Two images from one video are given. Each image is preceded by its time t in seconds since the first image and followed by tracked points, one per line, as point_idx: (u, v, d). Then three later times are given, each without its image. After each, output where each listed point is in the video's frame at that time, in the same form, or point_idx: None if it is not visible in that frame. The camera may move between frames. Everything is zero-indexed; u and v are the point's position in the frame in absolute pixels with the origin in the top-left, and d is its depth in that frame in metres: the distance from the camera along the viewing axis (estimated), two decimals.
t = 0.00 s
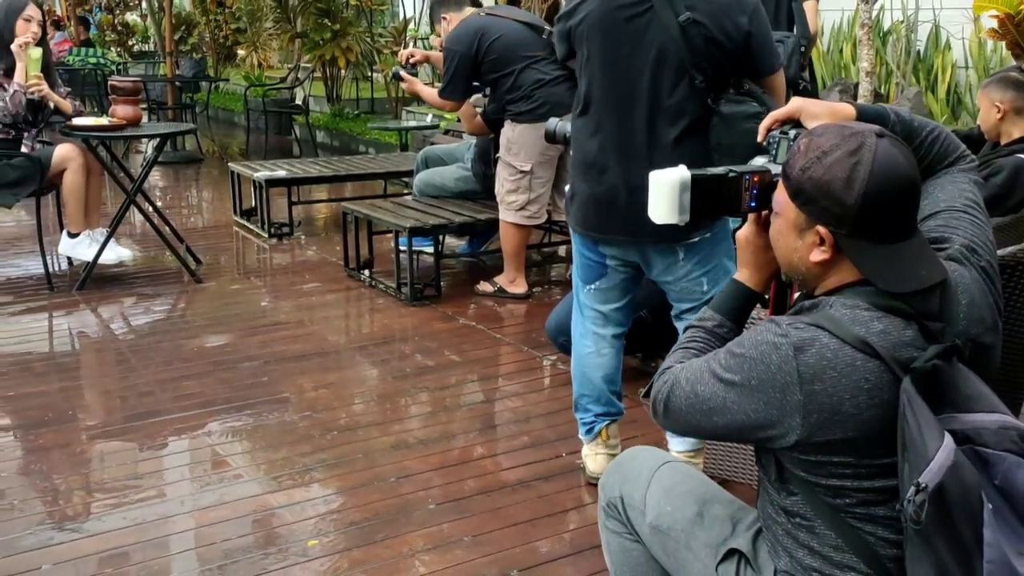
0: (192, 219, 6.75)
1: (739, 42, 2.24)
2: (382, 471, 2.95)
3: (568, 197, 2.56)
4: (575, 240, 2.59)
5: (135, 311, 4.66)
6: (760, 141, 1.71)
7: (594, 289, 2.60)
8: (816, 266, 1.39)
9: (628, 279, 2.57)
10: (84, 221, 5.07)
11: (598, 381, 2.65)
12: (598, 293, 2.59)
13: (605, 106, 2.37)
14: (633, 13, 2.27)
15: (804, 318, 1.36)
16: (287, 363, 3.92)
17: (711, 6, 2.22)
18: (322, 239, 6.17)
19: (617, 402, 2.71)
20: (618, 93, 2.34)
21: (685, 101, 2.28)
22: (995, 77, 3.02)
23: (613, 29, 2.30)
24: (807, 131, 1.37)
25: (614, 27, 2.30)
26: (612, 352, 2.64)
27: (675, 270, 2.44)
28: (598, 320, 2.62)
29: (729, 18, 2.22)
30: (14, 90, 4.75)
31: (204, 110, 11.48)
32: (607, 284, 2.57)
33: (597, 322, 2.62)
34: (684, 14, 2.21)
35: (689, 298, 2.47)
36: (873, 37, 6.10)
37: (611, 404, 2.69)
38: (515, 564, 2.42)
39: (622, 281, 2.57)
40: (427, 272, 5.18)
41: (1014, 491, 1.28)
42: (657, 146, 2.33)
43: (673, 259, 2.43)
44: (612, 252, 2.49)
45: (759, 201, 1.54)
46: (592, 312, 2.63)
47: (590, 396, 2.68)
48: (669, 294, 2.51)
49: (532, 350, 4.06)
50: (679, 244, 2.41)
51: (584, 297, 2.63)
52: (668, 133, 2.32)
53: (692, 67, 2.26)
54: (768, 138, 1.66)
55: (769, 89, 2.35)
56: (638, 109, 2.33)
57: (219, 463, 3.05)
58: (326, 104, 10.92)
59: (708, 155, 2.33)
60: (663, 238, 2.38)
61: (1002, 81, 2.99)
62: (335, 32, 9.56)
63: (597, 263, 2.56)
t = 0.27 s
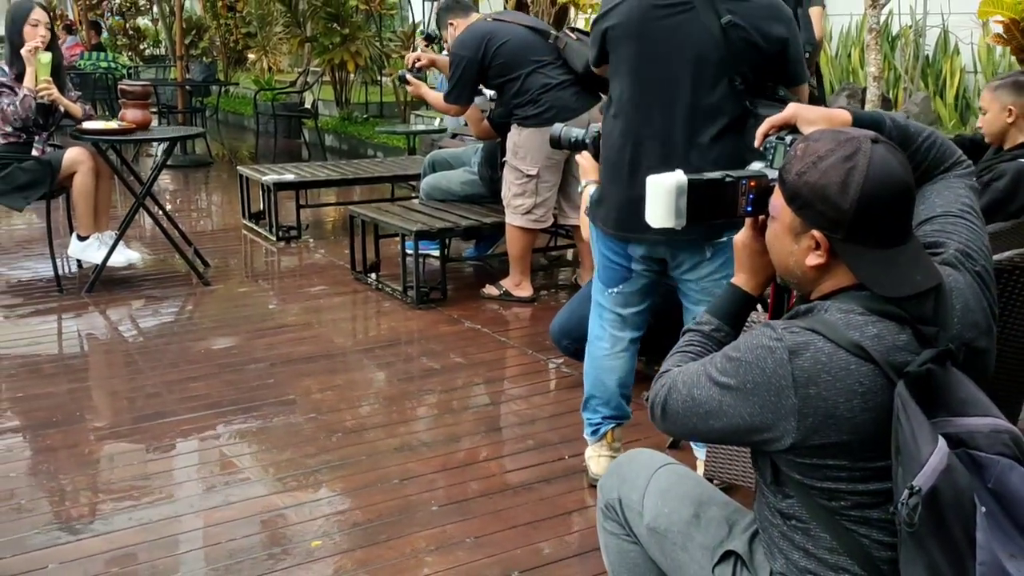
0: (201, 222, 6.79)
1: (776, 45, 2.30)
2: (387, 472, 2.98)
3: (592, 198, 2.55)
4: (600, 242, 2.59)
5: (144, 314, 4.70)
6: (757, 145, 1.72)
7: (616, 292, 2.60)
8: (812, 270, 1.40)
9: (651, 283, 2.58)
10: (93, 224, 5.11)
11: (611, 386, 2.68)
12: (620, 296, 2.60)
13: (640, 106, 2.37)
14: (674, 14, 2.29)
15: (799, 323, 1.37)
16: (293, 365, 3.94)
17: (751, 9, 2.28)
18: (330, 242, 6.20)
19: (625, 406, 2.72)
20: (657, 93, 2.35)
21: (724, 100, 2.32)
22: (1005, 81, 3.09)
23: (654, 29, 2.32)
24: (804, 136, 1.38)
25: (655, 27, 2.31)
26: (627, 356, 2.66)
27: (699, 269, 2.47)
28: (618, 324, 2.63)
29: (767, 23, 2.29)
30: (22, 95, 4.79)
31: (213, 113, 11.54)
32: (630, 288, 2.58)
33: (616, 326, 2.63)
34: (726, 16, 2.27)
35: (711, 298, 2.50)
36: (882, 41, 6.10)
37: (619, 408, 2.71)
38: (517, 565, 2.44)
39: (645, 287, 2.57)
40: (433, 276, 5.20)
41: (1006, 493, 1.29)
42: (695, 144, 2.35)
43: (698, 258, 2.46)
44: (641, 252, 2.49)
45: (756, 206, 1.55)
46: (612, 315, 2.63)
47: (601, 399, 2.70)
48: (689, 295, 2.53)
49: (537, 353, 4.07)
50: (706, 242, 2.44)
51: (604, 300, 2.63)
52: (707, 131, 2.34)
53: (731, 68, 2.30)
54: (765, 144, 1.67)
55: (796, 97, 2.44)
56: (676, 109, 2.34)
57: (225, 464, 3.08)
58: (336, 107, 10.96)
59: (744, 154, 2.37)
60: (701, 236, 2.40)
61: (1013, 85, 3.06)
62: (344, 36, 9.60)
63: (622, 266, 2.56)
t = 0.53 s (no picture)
0: (210, 225, 6.83)
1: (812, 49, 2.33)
2: (390, 473, 3.00)
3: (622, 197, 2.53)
4: (623, 245, 2.56)
5: (152, 315, 4.73)
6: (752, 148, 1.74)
7: (635, 297, 2.60)
8: (804, 272, 1.42)
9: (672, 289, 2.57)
10: (102, 226, 5.14)
11: (621, 390, 2.68)
12: (639, 301, 2.59)
13: (678, 105, 2.37)
14: (716, 14, 2.30)
15: (791, 325, 1.39)
16: (298, 367, 3.97)
17: (790, 14, 2.31)
18: (338, 245, 6.23)
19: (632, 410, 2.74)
20: (696, 92, 2.35)
21: (763, 102, 2.34)
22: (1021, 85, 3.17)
23: (695, 28, 2.31)
24: (797, 140, 1.40)
25: (696, 26, 2.31)
26: (640, 360, 2.66)
27: (722, 272, 2.49)
28: (634, 328, 2.62)
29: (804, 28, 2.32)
30: (32, 100, 4.82)
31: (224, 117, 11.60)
32: (651, 294, 2.58)
33: (631, 330, 2.63)
34: (768, 20, 2.30)
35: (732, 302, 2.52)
36: (891, 46, 6.09)
37: (628, 411, 2.73)
38: (517, 565, 2.46)
39: (665, 293, 2.58)
40: (440, 279, 5.22)
41: (997, 496, 1.29)
42: (733, 144, 2.36)
43: (721, 261, 2.48)
44: (672, 254, 2.48)
45: (749, 209, 1.57)
46: (628, 319, 2.62)
47: (610, 402, 2.72)
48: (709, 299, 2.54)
49: (541, 356, 4.09)
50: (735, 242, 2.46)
51: (622, 304, 2.61)
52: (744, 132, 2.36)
53: (769, 72, 2.33)
54: (759, 147, 1.69)
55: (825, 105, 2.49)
56: (715, 109, 2.34)
57: (230, 463, 3.11)
58: (345, 112, 11.00)
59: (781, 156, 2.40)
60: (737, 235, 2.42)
61: None
62: (354, 41, 9.63)
63: (645, 271, 2.55)
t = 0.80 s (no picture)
0: (221, 228, 6.87)
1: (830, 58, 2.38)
2: (395, 474, 3.02)
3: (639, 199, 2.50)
4: (636, 249, 2.51)
5: (162, 317, 4.77)
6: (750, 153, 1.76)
7: (651, 301, 2.55)
8: (800, 276, 1.43)
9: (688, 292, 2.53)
10: (113, 229, 5.19)
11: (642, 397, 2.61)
12: (656, 305, 2.54)
13: (701, 109, 2.37)
14: (740, 19, 2.31)
15: (786, 329, 1.40)
16: (306, 368, 4.00)
17: (810, 23, 2.36)
18: (347, 248, 6.27)
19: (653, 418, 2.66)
20: (720, 96, 2.35)
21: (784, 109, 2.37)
22: None
23: (721, 32, 2.31)
24: (793, 144, 1.41)
25: (722, 30, 2.31)
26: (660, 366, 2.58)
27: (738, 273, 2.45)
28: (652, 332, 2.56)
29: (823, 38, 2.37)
30: (43, 106, 4.87)
31: (235, 121, 11.67)
32: (666, 299, 2.53)
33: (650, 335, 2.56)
34: (790, 27, 2.33)
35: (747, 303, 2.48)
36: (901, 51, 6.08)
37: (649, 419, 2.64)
38: (519, 567, 2.48)
39: (681, 297, 2.53)
40: (448, 282, 5.25)
41: (989, 498, 1.31)
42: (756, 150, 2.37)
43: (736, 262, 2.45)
44: (690, 258, 2.45)
45: (747, 214, 1.59)
46: (646, 324, 2.56)
47: (630, 411, 2.64)
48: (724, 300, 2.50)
49: (547, 359, 4.11)
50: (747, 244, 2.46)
51: (639, 309, 2.56)
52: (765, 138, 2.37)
53: (790, 79, 2.36)
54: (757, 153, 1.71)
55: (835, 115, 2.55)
56: (738, 113, 2.35)
57: (237, 463, 3.14)
58: (356, 115, 11.04)
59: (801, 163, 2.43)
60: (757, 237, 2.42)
61: None
62: (365, 45, 9.67)
63: (661, 276, 2.51)
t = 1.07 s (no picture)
0: (232, 231, 6.91)
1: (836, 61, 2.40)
2: (399, 474, 3.05)
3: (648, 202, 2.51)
4: (645, 254, 2.53)
5: (172, 318, 4.81)
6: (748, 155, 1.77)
7: (661, 305, 2.54)
8: (796, 276, 1.44)
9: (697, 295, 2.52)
10: (124, 231, 5.23)
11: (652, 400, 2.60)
12: (666, 308, 2.53)
13: (711, 111, 2.38)
14: (749, 23, 2.33)
15: (782, 329, 1.41)
16: (313, 369, 4.02)
17: (815, 27, 2.38)
18: (356, 250, 6.30)
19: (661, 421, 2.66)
20: (730, 100, 2.36)
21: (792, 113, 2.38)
22: None
23: (730, 35, 2.32)
24: (790, 146, 1.43)
25: (731, 34, 2.32)
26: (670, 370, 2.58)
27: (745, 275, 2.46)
28: (661, 336, 2.54)
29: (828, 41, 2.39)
30: (53, 111, 4.93)
31: (247, 124, 11.73)
32: (677, 301, 2.52)
33: (660, 339, 2.55)
34: (797, 32, 2.35)
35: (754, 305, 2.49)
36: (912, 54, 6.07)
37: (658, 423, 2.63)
38: (522, 566, 2.50)
39: (692, 299, 2.52)
40: (455, 284, 5.27)
41: (982, 497, 1.32)
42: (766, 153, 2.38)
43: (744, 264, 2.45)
44: (700, 260, 2.46)
45: (744, 216, 1.61)
46: (655, 328, 2.55)
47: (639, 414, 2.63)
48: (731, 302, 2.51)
49: (553, 361, 4.13)
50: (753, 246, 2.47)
51: (649, 312, 2.55)
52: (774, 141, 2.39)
53: (798, 83, 2.37)
54: (755, 155, 1.72)
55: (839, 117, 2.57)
56: (747, 117, 2.36)
57: (244, 462, 3.17)
58: (366, 118, 11.08)
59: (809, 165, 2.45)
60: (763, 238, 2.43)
61: None
62: (375, 48, 9.69)
63: (670, 278, 2.51)
